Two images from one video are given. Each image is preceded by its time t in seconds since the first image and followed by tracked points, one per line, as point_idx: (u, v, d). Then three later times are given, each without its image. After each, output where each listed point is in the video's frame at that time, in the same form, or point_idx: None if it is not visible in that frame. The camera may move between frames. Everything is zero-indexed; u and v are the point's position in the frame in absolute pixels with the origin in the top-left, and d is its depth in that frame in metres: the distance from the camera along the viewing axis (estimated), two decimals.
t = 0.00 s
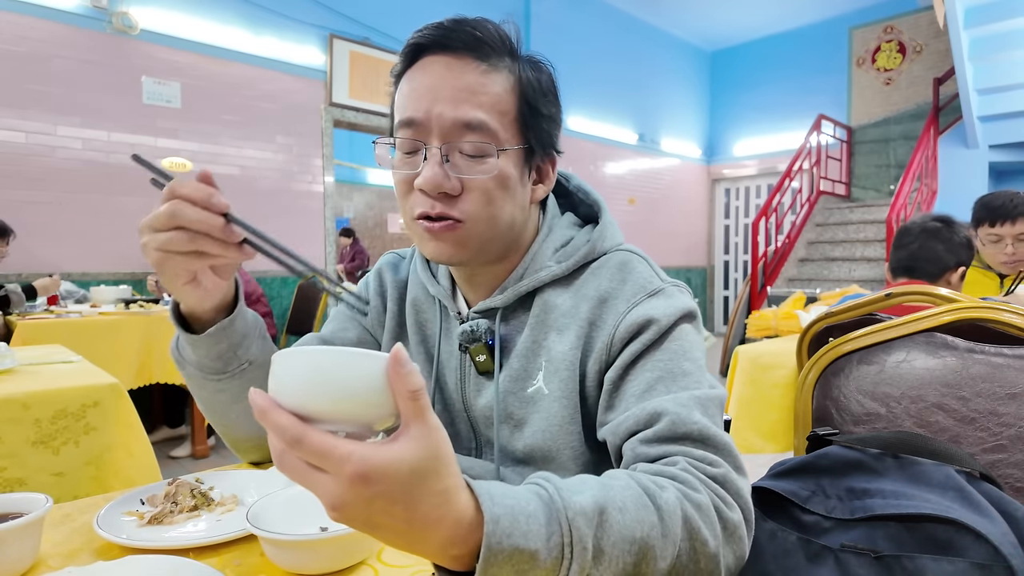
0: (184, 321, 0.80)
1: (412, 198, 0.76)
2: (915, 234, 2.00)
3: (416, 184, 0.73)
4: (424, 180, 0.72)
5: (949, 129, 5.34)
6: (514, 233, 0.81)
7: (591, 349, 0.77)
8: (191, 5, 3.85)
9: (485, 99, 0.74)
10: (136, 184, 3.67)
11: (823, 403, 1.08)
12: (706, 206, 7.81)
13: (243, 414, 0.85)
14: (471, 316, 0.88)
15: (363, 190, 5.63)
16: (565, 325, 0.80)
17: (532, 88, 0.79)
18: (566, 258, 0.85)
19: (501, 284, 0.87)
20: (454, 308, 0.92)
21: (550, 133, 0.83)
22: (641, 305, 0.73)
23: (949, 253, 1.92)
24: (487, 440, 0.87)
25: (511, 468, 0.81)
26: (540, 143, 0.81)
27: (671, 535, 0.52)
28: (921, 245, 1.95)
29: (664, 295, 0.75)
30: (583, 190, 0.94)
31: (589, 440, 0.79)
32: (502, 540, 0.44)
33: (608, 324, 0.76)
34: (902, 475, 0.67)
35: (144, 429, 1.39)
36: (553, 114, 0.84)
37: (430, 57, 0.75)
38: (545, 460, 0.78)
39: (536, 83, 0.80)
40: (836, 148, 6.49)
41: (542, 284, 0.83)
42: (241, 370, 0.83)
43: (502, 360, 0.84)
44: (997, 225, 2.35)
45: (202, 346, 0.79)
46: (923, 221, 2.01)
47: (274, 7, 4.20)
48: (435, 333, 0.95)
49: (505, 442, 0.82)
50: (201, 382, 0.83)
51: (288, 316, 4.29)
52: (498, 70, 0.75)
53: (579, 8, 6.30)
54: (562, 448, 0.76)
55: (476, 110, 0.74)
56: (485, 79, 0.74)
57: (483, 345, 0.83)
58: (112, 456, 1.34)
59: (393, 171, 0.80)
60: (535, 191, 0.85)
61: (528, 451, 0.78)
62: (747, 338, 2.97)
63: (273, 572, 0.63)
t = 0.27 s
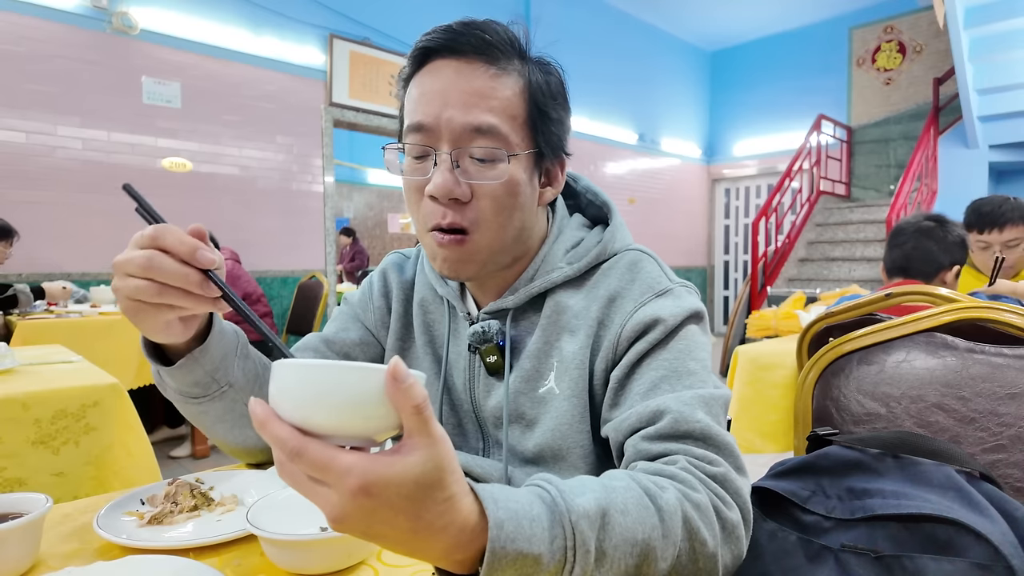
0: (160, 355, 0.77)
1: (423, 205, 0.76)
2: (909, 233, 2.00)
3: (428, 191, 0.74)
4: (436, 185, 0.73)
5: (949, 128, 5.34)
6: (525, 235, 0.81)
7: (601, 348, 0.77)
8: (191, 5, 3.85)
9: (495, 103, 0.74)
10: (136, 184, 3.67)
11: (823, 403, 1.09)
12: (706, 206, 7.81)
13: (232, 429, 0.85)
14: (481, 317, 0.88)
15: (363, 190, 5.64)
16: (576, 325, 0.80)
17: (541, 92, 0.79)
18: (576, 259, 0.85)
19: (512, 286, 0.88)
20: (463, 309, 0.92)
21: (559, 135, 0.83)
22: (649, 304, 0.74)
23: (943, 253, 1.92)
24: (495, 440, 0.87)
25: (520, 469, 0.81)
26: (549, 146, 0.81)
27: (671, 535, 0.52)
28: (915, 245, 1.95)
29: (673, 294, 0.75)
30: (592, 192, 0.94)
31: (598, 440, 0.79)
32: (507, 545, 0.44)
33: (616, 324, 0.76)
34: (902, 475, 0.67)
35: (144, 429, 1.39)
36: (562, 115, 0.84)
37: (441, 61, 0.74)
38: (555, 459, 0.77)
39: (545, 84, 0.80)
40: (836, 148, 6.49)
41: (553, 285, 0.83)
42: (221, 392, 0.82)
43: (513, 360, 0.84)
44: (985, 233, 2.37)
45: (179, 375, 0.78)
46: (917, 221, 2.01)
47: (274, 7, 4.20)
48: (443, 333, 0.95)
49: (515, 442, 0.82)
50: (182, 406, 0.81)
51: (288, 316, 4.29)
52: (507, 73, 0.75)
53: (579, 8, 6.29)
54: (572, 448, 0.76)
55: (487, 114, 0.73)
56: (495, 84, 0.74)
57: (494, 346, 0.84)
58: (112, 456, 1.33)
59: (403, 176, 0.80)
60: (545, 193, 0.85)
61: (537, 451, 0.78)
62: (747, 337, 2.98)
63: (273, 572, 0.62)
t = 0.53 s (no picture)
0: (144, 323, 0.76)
1: (419, 215, 0.76)
2: (907, 234, 1.99)
3: (424, 202, 0.74)
4: (431, 197, 0.72)
5: (949, 128, 5.34)
6: (521, 241, 0.82)
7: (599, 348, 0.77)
8: (192, 5, 3.85)
9: (489, 112, 0.73)
10: (136, 184, 3.67)
11: (823, 403, 1.09)
12: (706, 206, 7.81)
13: (221, 413, 0.81)
14: (479, 317, 0.88)
15: (363, 190, 5.64)
16: (576, 326, 0.80)
17: (535, 96, 0.79)
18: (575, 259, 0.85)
19: (510, 286, 0.88)
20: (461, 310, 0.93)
21: (555, 138, 0.83)
22: (648, 305, 0.74)
23: (942, 253, 1.92)
24: (494, 441, 0.86)
25: (519, 470, 0.81)
26: (545, 150, 0.81)
27: (670, 535, 0.52)
28: (914, 246, 1.95)
29: (671, 295, 0.75)
30: (590, 191, 0.94)
31: (597, 441, 0.79)
32: (508, 544, 0.44)
33: (614, 324, 0.76)
34: (901, 475, 0.67)
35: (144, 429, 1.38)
36: (557, 119, 0.84)
37: (433, 69, 0.74)
38: (554, 460, 0.77)
39: (539, 88, 0.80)
40: (836, 148, 6.49)
41: (551, 285, 0.83)
42: (207, 371, 0.79)
43: (511, 360, 0.84)
44: (971, 246, 2.39)
45: (161, 348, 0.75)
46: (915, 222, 2.02)
47: (275, 7, 4.20)
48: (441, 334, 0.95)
49: (513, 443, 0.82)
50: (171, 386, 0.79)
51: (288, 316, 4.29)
52: (500, 79, 0.75)
53: (579, 8, 6.29)
54: (571, 448, 0.76)
55: (481, 124, 0.73)
56: (488, 91, 0.73)
57: (492, 346, 0.83)
58: (111, 456, 1.33)
59: (399, 186, 0.80)
60: (542, 197, 0.86)
61: (536, 452, 0.78)
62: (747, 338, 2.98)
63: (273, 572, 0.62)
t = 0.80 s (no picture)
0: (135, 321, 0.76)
1: (416, 221, 0.77)
2: (909, 235, 2.00)
3: (419, 207, 0.74)
4: (425, 202, 0.73)
5: (949, 128, 5.33)
6: (517, 242, 0.82)
7: (596, 348, 0.77)
8: (192, 5, 3.85)
9: (482, 117, 0.73)
10: (136, 184, 3.67)
11: (823, 403, 1.09)
12: (706, 206, 7.81)
13: (217, 411, 0.81)
14: (476, 317, 0.88)
15: (363, 190, 5.64)
16: (572, 326, 0.80)
17: (528, 98, 0.79)
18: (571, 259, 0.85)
19: (507, 286, 0.87)
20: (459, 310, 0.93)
21: (549, 139, 0.83)
22: (645, 304, 0.74)
23: (945, 253, 1.92)
24: (492, 441, 0.87)
25: (518, 470, 0.81)
26: (538, 152, 0.81)
27: (670, 533, 0.52)
28: (916, 247, 1.95)
29: (668, 294, 0.75)
30: (587, 191, 0.95)
31: (595, 441, 0.79)
32: (505, 545, 0.44)
33: (611, 324, 0.76)
34: (901, 475, 0.67)
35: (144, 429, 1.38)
36: (550, 120, 0.84)
37: (425, 75, 0.74)
38: (552, 460, 0.78)
39: (532, 90, 0.80)
40: (836, 148, 6.49)
41: (548, 286, 0.83)
42: (200, 369, 0.79)
43: (508, 361, 0.84)
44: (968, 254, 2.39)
45: (153, 346, 0.75)
46: (917, 223, 2.02)
47: (275, 7, 4.20)
48: (438, 335, 0.95)
49: (511, 443, 0.82)
50: (165, 384, 0.79)
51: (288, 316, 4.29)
52: (492, 82, 0.75)
53: (579, 7, 6.29)
54: (568, 448, 0.76)
55: (474, 129, 0.72)
56: (480, 96, 0.73)
57: (488, 347, 0.84)
58: (112, 456, 1.33)
59: (394, 191, 0.80)
60: (537, 198, 0.86)
61: (535, 452, 0.78)
62: (747, 338, 2.98)
63: (272, 571, 0.62)
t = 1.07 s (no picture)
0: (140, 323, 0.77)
1: (410, 211, 0.76)
2: (910, 237, 1.99)
3: (412, 198, 0.74)
4: (418, 192, 0.73)
5: (949, 128, 5.33)
6: (513, 239, 0.81)
7: (595, 347, 0.77)
8: (192, 5, 3.85)
9: (477, 111, 0.74)
10: (135, 184, 3.67)
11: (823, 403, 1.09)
12: (706, 206, 7.81)
13: (219, 413, 0.81)
14: (475, 317, 0.88)
15: (363, 190, 5.64)
16: (571, 325, 0.80)
17: (525, 95, 0.79)
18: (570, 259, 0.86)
19: (506, 285, 0.87)
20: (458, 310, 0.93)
21: (546, 138, 0.83)
22: (644, 303, 0.74)
23: (946, 254, 1.92)
24: (491, 441, 0.86)
25: (516, 469, 0.80)
26: (534, 150, 0.81)
27: (669, 532, 0.52)
28: (918, 249, 1.95)
29: (667, 294, 0.75)
30: (585, 192, 0.95)
31: (594, 441, 0.79)
32: (504, 545, 0.44)
33: (610, 324, 0.76)
34: (902, 475, 0.67)
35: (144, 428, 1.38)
36: (548, 118, 0.83)
37: (423, 69, 0.74)
38: (550, 460, 0.78)
39: (529, 88, 0.80)
40: (836, 148, 6.49)
41: (547, 285, 0.83)
42: (203, 371, 0.78)
43: (507, 360, 0.84)
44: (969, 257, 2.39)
45: (157, 349, 0.75)
46: (917, 225, 2.02)
47: (275, 7, 4.20)
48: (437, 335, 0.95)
49: (509, 443, 0.82)
50: (168, 387, 0.78)
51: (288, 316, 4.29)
52: (490, 77, 0.75)
53: (580, 7, 6.29)
54: (567, 447, 0.76)
55: (469, 122, 0.73)
56: (477, 91, 0.74)
57: (488, 346, 0.84)
58: (112, 456, 1.33)
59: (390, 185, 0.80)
60: (533, 196, 0.85)
61: (533, 452, 0.78)
62: (747, 338, 2.98)
63: (272, 571, 0.62)
